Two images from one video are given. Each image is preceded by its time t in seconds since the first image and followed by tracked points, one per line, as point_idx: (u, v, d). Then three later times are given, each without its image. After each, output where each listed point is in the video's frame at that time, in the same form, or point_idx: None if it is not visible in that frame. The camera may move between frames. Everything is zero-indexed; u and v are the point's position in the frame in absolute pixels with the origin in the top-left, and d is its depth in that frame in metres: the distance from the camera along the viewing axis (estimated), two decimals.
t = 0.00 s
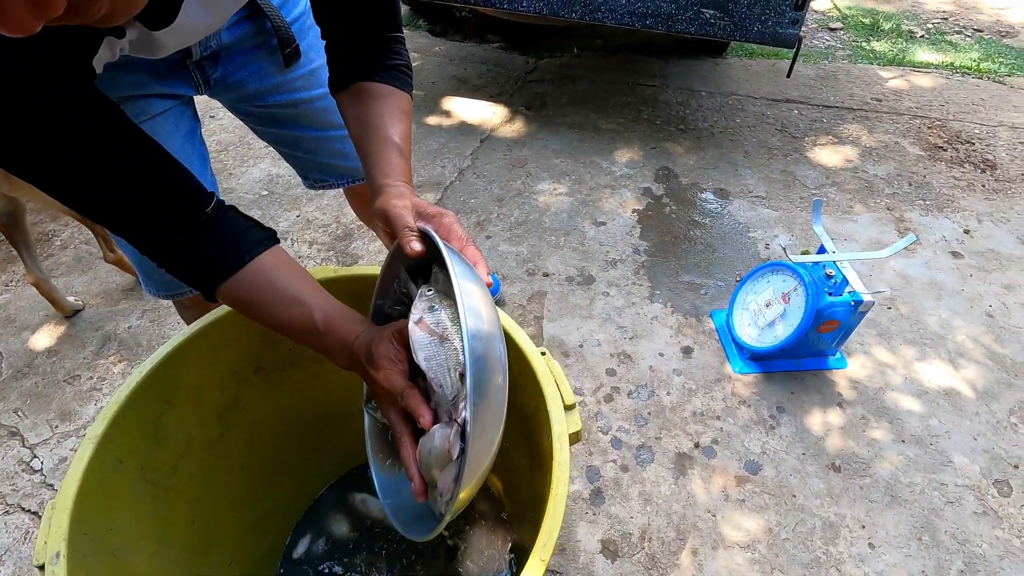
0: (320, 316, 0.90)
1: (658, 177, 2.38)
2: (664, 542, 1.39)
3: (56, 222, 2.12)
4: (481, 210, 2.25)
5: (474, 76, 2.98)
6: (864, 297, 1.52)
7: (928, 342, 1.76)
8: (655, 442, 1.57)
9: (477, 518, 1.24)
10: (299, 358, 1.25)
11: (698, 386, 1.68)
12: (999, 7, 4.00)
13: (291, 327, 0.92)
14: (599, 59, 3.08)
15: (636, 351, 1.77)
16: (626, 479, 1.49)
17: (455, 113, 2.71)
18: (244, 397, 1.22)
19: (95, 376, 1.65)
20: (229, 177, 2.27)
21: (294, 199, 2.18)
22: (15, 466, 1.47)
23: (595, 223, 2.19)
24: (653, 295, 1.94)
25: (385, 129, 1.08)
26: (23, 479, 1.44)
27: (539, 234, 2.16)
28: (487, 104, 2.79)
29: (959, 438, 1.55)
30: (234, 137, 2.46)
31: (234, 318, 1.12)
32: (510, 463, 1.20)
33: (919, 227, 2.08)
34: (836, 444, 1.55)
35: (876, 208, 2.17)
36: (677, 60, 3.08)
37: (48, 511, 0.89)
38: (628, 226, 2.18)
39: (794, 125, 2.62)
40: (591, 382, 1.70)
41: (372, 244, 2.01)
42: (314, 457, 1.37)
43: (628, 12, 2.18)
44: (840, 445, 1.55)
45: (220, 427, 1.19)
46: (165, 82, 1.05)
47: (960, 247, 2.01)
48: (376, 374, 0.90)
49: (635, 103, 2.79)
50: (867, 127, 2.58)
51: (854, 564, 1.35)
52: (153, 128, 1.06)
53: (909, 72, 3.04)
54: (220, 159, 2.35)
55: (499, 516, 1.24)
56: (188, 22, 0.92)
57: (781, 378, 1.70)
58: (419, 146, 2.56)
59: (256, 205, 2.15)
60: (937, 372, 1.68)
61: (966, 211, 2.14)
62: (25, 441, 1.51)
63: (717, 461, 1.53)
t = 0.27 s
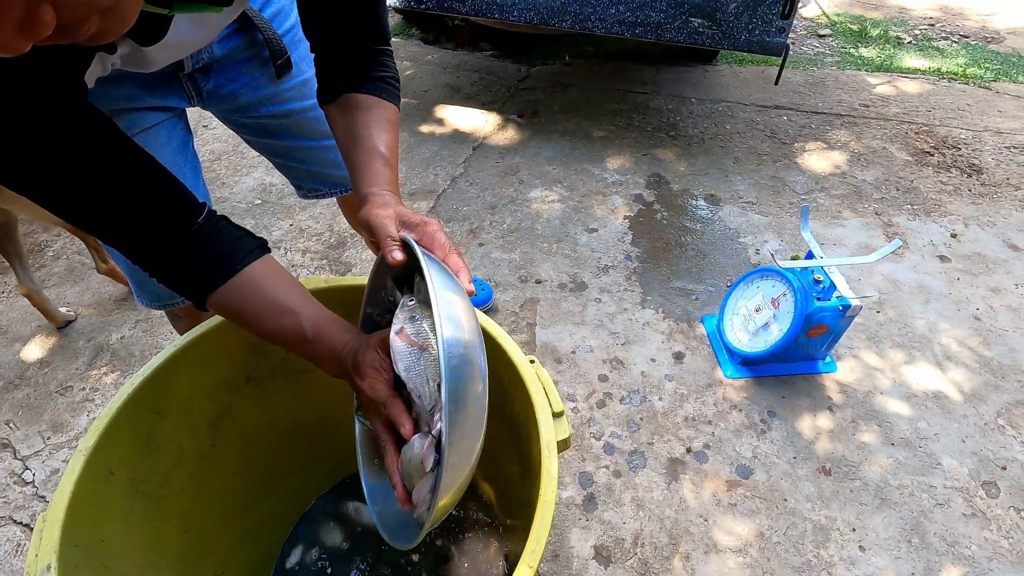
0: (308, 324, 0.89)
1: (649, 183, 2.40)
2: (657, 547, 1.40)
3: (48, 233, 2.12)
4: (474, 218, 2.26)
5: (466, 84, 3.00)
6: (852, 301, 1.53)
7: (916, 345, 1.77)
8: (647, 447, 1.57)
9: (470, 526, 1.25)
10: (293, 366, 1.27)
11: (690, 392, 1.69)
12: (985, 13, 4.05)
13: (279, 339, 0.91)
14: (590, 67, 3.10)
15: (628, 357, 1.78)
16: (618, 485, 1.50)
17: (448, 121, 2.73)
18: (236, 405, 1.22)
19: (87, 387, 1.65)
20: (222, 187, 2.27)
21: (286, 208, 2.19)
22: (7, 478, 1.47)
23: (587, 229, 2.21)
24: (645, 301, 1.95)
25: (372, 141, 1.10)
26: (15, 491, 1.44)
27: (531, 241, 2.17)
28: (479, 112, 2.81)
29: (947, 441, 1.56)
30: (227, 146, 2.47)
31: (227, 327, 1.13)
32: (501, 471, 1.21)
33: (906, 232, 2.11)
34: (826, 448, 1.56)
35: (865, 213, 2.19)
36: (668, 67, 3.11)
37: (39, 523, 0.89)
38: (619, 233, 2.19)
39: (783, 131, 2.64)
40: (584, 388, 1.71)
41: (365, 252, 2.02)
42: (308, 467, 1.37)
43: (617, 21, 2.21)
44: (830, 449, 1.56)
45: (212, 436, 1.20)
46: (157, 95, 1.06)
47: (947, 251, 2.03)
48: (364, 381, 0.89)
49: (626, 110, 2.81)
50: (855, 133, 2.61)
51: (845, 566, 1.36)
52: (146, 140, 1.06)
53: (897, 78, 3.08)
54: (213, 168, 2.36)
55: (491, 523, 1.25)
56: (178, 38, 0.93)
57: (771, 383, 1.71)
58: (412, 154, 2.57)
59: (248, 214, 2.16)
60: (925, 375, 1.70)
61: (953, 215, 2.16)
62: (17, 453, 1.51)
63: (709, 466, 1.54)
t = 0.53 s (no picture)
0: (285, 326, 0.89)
1: (639, 190, 2.42)
2: (648, 552, 1.41)
3: (39, 244, 2.13)
4: (465, 225, 2.28)
5: (458, 93, 3.02)
6: (838, 306, 1.55)
7: (903, 348, 1.80)
8: (637, 453, 1.58)
9: (459, 533, 1.25)
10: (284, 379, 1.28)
11: (680, 397, 1.71)
12: (970, 20, 4.10)
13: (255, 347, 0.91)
14: (581, 76, 3.13)
15: (619, 363, 1.79)
16: (610, 490, 1.51)
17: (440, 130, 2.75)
18: (226, 417, 1.23)
19: (78, 399, 1.65)
20: (214, 197, 2.28)
21: (278, 217, 2.20)
22: None
23: (578, 237, 2.22)
24: (636, 307, 1.97)
25: (372, 153, 1.12)
26: (5, 504, 1.44)
27: (522, 248, 2.18)
28: (470, 121, 2.83)
29: (934, 443, 1.58)
30: (219, 156, 2.48)
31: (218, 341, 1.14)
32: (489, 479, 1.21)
33: (893, 237, 2.13)
34: (815, 451, 1.58)
35: (852, 218, 2.22)
36: (658, 75, 3.14)
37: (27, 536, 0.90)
38: (610, 240, 2.21)
39: (772, 137, 2.67)
40: (575, 395, 1.72)
41: (357, 260, 2.03)
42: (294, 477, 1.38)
43: (605, 31, 2.23)
44: (819, 452, 1.58)
45: (202, 449, 1.21)
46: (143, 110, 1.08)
47: (933, 255, 2.06)
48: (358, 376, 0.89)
49: (617, 118, 2.84)
50: (842, 139, 2.64)
51: (834, 569, 1.37)
52: (132, 155, 1.08)
53: (883, 84, 3.11)
54: (205, 178, 2.37)
55: (480, 530, 1.25)
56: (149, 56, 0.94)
57: (761, 388, 1.73)
58: (404, 163, 2.58)
59: (240, 224, 2.17)
60: (912, 378, 1.72)
61: (939, 220, 2.19)
62: (7, 465, 1.51)
63: (699, 471, 1.55)
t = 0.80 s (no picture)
0: (173, 326, 0.80)
1: (628, 197, 2.45)
2: (639, 556, 1.42)
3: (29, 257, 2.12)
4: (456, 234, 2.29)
5: (448, 102, 3.04)
6: (824, 310, 1.57)
7: (888, 350, 1.82)
8: (628, 458, 1.60)
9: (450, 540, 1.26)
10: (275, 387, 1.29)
11: (670, 401, 1.72)
12: (952, 27, 4.17)
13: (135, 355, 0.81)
14: (570, 84, 3.16)
15: (609, 369, 1.81)
16: (601, 495, 1.52)
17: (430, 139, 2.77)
18: (217, 425, 1.25)
19: (68, 411, 1.65)
20: (205, 208, 2.29)
21: (270, 227, 2.21)
22: None
23: (568, 244, 2.24)
24: (626, 313, 1.99)
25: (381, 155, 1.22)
26: None
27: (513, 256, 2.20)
28: (461, 130, 2.85)
29: (920, 443, 1.60)
30: (210, 167, 2.49)
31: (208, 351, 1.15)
32: (479, 485, 1.20)
33: (878, 240, 2.17)
34: (803, 453, 1.60)
35: (838, 223, 2.25)
36: (646, 83, 3.17)
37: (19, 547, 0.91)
38: (600, 247, 2.23)
39: (758, 144, 2.70)
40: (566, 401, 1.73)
41: (348, 270, 2.04)
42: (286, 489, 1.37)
43: (593, 41, 2.26)
44: (806, 454, 1.60)
45: (194, 458, 1.22)
46: (134, 129, 1.10)
47: (917, 258, 2.09)
48: (261, 376, 0.79)
49: (606, 126, 2.87)
50: (827, 144, 2.68)
51: (822, 570, 1.39)
52: (123, 174, 1.10)
53: (867, 90, 3.16)
54: (196, 190, 2.37)
55: (470, 536, 1.25)
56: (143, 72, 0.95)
57: (750, 391, 1.75)
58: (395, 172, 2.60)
59: (232, 234, 2.17)
60: (898, 380, 1.75)
61: (923, 224, 2.22)
62: None
63: (690, 474, 1.56)
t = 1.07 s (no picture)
0: (85, 415, 0.73)
1: (616, 207, 2.47)
2: (634, 565, 1.42)
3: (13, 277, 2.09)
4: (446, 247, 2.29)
5: (435, 116, 3.06)
6: (810, 316, 1.60)
7: (874, 354, 1.85)
8: (621, 467, 1.60)
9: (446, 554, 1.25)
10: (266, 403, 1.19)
11: (661, 409, 1.73)
12: (927, 36, 4.27)
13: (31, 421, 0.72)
14: (556, 97, 3.19)
15: (600, 378, 1.81)
16: (595, 505, 1.52)
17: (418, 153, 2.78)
18: (204, 449, 1.14)
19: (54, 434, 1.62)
20: (192, 225, 2.28)
21: (258, 243, 2.20)
22: None
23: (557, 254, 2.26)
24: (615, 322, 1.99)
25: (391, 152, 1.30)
26: None
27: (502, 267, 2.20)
28: (448, 143, 2.87)
29: (908, 445, 1.62)
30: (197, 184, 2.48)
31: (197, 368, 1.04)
32: (473, 498, 1.18)
33: (861, 246, 2.20)
34: (793, 458, 1.61)
35: (822, 229, 2.28)
36: (631, 95, 3.21)
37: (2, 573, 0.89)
38: (589, 257, 2.24)
39: (742, 153, 2.74)
40: (558, 411, 1.73)
41: (338, 284, 2.04)
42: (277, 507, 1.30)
43: (577, 54, 2.29)
44: (797, 459, 1.61)
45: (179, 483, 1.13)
46: (121, 153, 1.07)
47: (900, 263, 2.12)
48: (147, 507, 0.73)
49: (592, 137, 2.89)
50: (809, 152, 2.72)
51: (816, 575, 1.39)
52: (118, 199, 1.10)
53: (847, 99, 3.22)
54: (183, 207, 2.36)
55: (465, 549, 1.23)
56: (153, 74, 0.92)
57: (740, 397, 1.76)
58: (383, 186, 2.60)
59: (220, 251, 2.17)
60: (885, 383, 1.77)
61: (904, 229, 2.26)
62: None
63: (683, 482, 1.57)
